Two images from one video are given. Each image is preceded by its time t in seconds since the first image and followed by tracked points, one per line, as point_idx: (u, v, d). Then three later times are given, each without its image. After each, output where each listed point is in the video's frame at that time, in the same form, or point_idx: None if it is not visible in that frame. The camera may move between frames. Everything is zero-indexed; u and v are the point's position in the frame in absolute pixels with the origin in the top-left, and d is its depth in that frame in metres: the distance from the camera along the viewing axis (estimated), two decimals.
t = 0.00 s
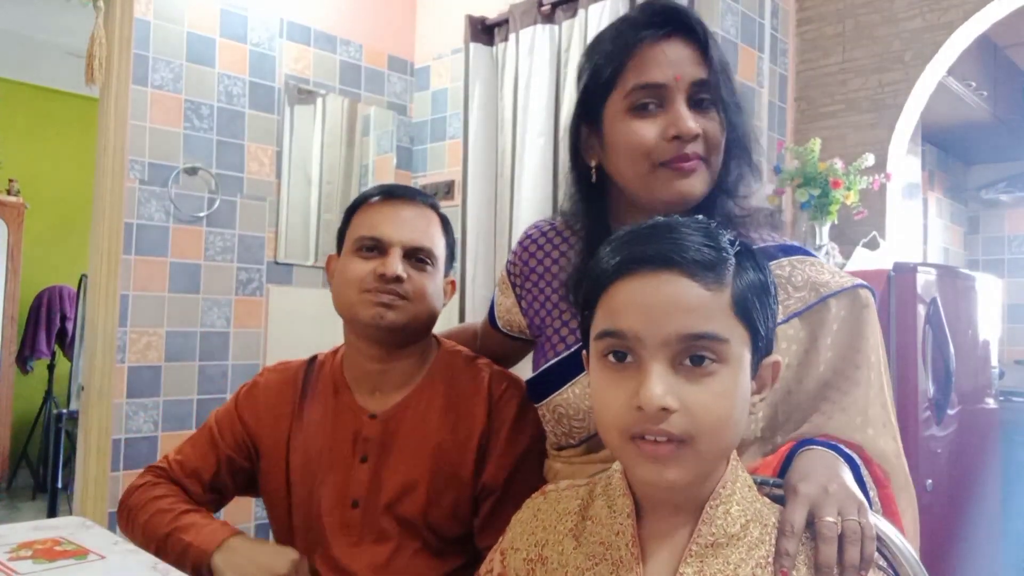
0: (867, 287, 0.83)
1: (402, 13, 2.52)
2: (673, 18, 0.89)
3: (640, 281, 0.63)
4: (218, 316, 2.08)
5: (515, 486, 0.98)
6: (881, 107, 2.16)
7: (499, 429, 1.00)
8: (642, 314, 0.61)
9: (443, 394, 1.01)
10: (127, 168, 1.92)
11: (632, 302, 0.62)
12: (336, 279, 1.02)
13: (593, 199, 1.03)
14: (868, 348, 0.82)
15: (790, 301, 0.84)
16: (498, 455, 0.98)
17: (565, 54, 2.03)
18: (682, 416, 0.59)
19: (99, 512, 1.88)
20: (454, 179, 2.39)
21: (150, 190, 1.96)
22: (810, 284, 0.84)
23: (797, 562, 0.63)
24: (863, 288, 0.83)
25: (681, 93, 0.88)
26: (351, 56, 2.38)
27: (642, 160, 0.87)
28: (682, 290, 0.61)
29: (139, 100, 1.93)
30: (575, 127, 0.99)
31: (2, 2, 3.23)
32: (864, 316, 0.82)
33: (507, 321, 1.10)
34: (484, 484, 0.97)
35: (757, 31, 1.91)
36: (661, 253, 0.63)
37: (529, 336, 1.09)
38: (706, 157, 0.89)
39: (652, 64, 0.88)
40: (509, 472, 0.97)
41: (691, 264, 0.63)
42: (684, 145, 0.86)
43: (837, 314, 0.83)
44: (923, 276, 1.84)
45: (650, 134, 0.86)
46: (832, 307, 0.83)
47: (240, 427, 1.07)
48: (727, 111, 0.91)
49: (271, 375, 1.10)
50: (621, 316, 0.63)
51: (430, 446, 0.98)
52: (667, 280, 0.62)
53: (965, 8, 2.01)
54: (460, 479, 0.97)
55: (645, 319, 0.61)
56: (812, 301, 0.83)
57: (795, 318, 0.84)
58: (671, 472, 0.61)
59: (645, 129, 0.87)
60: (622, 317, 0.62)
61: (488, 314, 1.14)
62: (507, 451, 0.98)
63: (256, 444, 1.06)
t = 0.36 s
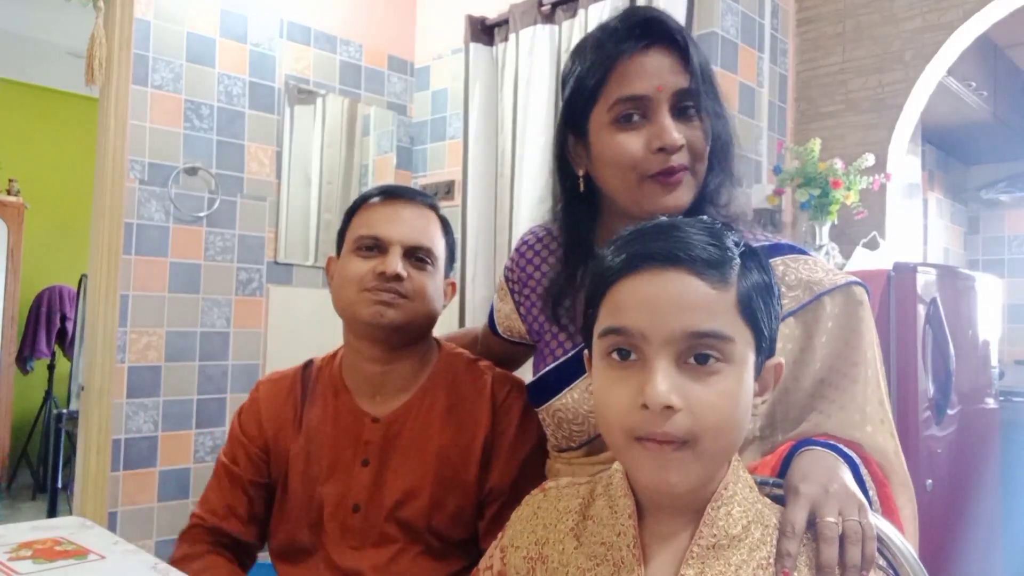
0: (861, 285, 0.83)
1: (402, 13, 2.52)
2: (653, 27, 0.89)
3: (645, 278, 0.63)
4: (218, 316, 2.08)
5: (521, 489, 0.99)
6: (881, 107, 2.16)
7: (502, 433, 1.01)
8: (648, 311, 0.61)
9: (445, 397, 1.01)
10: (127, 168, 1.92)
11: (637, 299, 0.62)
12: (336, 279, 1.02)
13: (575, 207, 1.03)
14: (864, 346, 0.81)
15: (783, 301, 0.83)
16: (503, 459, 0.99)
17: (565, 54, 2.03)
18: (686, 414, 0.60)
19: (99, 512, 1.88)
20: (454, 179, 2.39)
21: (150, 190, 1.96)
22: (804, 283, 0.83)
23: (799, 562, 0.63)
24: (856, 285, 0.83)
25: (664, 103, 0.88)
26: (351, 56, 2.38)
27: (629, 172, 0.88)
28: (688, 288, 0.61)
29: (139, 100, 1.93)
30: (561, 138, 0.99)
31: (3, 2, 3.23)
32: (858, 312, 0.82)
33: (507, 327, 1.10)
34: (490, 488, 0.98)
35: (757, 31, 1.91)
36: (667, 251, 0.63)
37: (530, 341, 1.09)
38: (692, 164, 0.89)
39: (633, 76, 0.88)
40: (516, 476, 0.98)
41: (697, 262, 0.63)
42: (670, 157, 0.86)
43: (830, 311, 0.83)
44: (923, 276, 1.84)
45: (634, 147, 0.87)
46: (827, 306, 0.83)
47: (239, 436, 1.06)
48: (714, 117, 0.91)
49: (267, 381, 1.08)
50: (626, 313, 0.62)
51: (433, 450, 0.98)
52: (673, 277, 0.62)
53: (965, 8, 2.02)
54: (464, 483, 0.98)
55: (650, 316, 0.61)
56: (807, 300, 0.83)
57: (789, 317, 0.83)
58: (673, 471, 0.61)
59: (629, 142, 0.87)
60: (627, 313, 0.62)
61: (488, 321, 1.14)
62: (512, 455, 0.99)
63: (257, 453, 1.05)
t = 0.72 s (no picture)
0: (857, 285, 0.83)
1: (402, 13, 2.52)
2: (655, 31, 0.89)
3: (645, 278, 0.63)
4: (218, 316, 2.08)
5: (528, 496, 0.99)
6: (881, 107, 2.15)
7: (510, 439, 1.01)
8: (647, 311, 0.61)
9: (453, 400, 1.01)
10: (128, 167, 1.92)
11: (636, 299, 0.62)
12: (348, 279, 1.02)
13: (570, 208, 1.03)
14: (862, 348, 0.81)
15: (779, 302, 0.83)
16: (511, 465, 1.00)
17: (565, 54, 2.03)
18: (684, 414, 0.60)
19: (99, 512, 1.88)
20: (454, 179, 2.39)
21: (150, 190, 1.96)
22: (798, 283, 0.83)
23: (797, 564, 0.63)
24: (852, 285, 0.83)
25: (659, 110, 0.88)
26: (351, 56, 2.38)
27: (617, 174, 0.88)
28: (687, 288, 0.61)
29: (139, 100, 1.93)
30: (556, 136, 0.99)
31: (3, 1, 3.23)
32: (855, 313, 0.82)
33: (505, 328, 1.10)
34: (498, 494, 0.99)
35: (757, 31, 1.91)
36: (668, 251, 0.63)
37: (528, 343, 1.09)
38: (682, 172, 0.89)
39: (631, 79, 0.88)
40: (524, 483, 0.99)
41: (697, 262, 0.63)
42: (661, 162, 0.86)
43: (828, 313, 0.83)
44: (923, 276, 1.84)
45: (625, 149, 0.87)
46: (822, 307, 0.83)
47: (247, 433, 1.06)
48: (712, 127, 0.90)
49: (277, 379, 1.08)
50: (625, 312, 0.62)
51: (441, 453, 0.98)
52: (673, 278, 0.62)
53: (965, 8, 2.02)
54: (471, 488, 0.98)
55: (649, 316, 0.61)
56: (802, 301, 0.83)
57: (785, 319, 0.83)
58: (670, 472, 0.61)
59: (621, 145, 0.87)
60: (626, 313, 0.62)
61: (488, 323, 1.14)
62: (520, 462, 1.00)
63: (264, 449, 1.04)
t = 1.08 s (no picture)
0: (851, 287, 0.83)
1: (402, 13, 2.52)
2: (692, 27, 0.89)
3: (647, 278, 0.63)
4: (218, 316, 2.08)
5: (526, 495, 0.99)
6: (881, 107, 2.15)
7: (508, 439, 1.01)
8: (650, 310, 0.61)
9: (453, 399, 1.01)
10: (127, 167, 1.91)
11: (639, 299, 0.63)
12: (345, 281, 1.02)
13: (587, 204, 1.05)
14: (856, 351, 0.81)
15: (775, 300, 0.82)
16: (508, 464, 0.99)
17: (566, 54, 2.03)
18: (692, 412, 0.59)
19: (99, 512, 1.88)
20: (454, 179, 2.39)
21: (150, 190, 1.96)
22: (795, 284, 0.83)
23: (808, 569, 0.64)
24: (846, 288, 0.83)
25: (672, 104, 0.88)
26: (351, 56, 2.38)
27: (613, 151, 0.89)
28: (688, 286, 0.62)
29: (139, 100, 1.93)
30: (581, 108, 1.01)
31: (3, 2, 3.23)
32: (850, 316, 0.82)
33: (498, 323, 1.09)
34: (495, 493, 0.98)
35: (757, 31, 1.91)
36: (668, 250, 0.64)
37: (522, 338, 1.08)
38: (675, 172, 0.88)
39: (656, 67, 0.89)
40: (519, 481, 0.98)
41: (698, 259, 0.63)
42: (653, 153, 0.86)
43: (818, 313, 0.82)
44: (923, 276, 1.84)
45: (629, 130, 0.88)
46: (817, 307, 0.82)
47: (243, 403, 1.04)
48: (724, 138, 0.90)
49: (281, 362, 1.08)
50: (628, 314, 0.63)
51: (439, 452, 0.98)
52: (674, 276, 0.62)
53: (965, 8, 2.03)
54: (469, 487, 0.98)
55: (651, 316, 0.62)
56: (798, 301, 0.82)
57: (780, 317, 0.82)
58: (682, 469, 0.61)
59: (627, 125, 0.88)
60: (629, 314, 0.63)
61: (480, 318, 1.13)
62: (514, 463, 0.99)
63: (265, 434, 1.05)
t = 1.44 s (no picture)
0: (853, 290, 0.83)
1: (401, 13, 2.52)
2: (673, 30, 0.89)
3: (671, 274, 0.63)
4: (218, 316, 2.08)
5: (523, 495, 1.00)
6: (881, 107, 2.16)
7: (504, 440, 1.02)
8: (673, 307, 0.61)
9: (447, 402, 1.02)
10: (128, 167, 1.91)
11: (663, 295, 0.62)
12: (328, 286, 1.02)
13: (588, 207, 1.05)
14: (858, 352, 0.81)
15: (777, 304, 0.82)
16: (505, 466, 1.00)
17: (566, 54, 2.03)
18: (712, 412, 0.60)
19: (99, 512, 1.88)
20: (454, 179, 2.39)
21: (150, 190, 1.96)
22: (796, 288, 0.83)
23: (812, 568, 0.63)
24: (848, 288, 0.83)
25: (661, 107, 0.88)
26: (351, 56, 2.38)
27: (606, 159, 0.90)
28: (715, 284, 0.62)
29: (139, 100, 1.93)
30: (575, 116, 1.01)
31: (3, 2, 3.23)
32: (852, 318, 0.82)
33: (496, 324, 1.09)
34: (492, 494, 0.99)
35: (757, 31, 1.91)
36: (695, 248, 0.64)
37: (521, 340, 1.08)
38: (671, 174, 0.88)
39: (639, 72, 0.89)
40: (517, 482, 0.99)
41: (724, 259, 0.63)
42: (648, 158, 0.87)
43: (821, 316, 0.82)
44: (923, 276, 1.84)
45: (618, 138, 0.88)
46: (820, 311, 0.82)
47: (236, 411, 1.03)
48: (720, 137, 0.89)
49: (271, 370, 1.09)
50: (651, 309, 0.63)
51: (434, 455, 0.98)
52: (701, 274, 0.62)
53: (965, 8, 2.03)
54: (467, 490, 0.98)
55: (677, 313, 0.61)
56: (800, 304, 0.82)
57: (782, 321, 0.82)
58: (697, 468, 0.61)
59: (617, 133, 0.88)
60: (653, 310, 0.62)
61: (477, 317, 1.13)
62: (513, 462, 1.00)
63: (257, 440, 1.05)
